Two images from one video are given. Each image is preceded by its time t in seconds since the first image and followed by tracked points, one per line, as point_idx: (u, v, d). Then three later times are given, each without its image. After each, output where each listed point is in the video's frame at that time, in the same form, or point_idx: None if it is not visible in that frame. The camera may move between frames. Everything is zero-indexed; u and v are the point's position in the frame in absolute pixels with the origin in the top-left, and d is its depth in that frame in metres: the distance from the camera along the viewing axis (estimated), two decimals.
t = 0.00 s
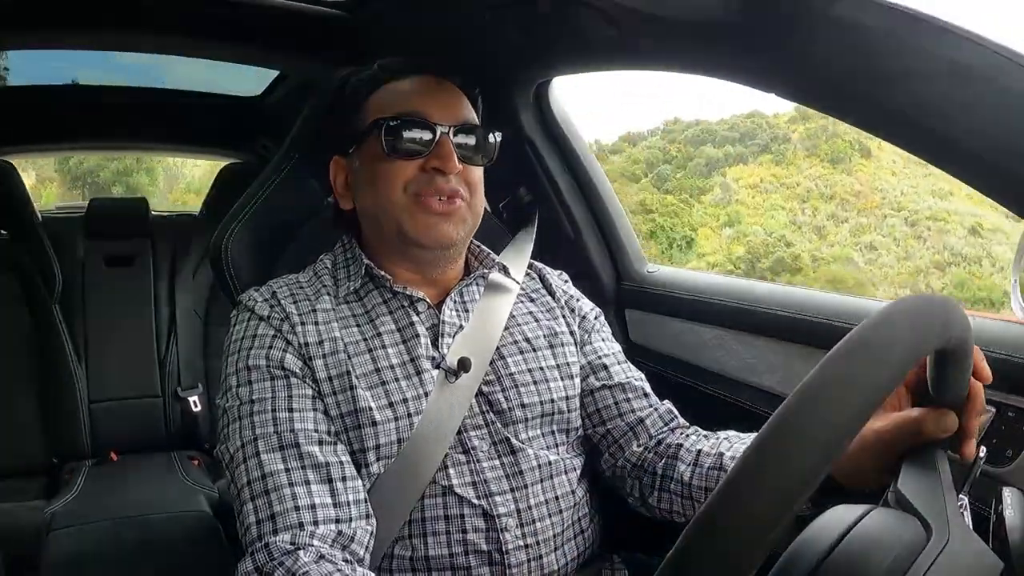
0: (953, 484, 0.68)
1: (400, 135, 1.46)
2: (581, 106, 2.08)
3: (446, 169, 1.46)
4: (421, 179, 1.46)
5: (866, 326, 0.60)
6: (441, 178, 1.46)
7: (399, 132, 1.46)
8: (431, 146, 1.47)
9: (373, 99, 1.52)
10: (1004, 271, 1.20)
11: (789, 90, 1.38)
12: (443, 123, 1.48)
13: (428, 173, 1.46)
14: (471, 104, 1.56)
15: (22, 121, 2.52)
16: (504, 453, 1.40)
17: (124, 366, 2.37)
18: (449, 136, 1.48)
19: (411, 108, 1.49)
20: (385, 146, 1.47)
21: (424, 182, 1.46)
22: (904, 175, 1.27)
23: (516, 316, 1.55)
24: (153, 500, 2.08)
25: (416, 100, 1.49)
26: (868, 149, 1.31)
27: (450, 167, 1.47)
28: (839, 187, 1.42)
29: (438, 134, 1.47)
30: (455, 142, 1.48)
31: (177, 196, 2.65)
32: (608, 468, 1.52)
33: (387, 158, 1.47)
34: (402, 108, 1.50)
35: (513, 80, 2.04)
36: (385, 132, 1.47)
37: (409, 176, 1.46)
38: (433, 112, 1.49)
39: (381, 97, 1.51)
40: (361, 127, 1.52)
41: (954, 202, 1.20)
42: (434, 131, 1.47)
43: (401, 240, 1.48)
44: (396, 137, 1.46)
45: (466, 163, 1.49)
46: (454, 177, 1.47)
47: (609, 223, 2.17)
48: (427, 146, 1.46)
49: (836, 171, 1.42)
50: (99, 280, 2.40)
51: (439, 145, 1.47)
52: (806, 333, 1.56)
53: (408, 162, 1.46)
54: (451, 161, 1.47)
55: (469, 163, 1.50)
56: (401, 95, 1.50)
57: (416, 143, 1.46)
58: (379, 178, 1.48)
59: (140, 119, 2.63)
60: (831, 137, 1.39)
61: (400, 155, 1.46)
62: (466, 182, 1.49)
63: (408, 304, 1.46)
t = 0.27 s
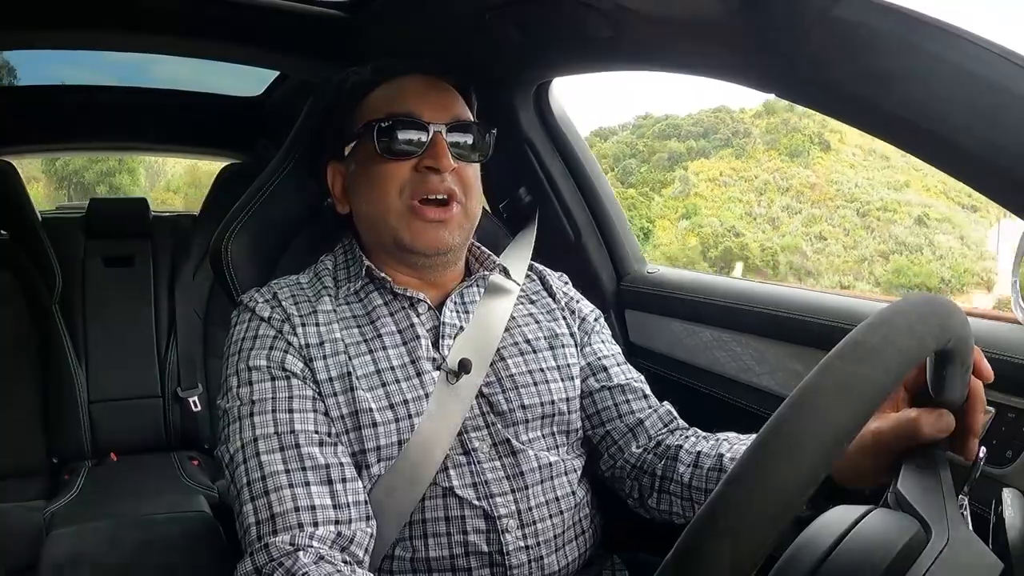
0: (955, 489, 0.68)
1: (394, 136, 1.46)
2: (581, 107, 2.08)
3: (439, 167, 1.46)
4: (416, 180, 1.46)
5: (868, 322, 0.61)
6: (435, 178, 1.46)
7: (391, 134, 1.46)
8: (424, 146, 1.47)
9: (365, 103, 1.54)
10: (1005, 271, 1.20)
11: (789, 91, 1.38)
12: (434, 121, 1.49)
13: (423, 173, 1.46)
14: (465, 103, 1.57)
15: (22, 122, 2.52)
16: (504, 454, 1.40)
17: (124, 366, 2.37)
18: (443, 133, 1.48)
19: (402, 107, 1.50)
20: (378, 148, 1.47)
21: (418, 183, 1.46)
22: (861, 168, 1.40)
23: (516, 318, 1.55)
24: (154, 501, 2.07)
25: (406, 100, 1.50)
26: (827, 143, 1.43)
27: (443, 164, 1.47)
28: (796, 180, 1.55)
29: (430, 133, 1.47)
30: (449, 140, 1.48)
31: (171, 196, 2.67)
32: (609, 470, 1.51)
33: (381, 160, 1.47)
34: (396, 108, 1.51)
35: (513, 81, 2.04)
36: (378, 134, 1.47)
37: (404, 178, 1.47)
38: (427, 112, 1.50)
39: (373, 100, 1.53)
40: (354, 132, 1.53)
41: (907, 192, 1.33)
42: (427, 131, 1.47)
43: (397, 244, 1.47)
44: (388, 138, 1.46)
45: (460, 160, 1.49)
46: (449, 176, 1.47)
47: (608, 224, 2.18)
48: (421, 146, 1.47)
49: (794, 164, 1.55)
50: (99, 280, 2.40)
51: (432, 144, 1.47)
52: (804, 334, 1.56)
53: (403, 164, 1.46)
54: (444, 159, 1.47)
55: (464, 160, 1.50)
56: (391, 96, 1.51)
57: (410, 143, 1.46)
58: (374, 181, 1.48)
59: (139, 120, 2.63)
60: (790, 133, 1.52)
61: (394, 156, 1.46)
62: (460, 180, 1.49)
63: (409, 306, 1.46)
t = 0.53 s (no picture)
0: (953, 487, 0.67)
1: (390, 137, 1.44)
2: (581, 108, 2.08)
3: (434, 170, 1.45)
4: (411, 184, 1.45)
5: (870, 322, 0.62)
6: (431, 183, 1.44)
7: (388, 136, 1.44)
8: (421, 148, 1.45)
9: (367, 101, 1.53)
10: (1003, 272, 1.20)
11: (789, 91, 1.38)
12: (432, 122, 1.48)
13: (418, 177, 1.45)
14: (468, 103, 1.57)
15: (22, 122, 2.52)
16: (507, 455, 1.39)
17: (124, 366, 2.37)
18: (439, 134, 1.46)
19: (400, 108, 1.49)
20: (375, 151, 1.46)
21: (413, 186, 1.45)
22: (820, 167, 1.50)
23: (518, 321, 1.55)
24: (153, 501, 2.08)
25: (405, 101, 1.49)
26: (787, 143, 1.53)
27: (437, 166, 1.45)
28: (775, 179, 1.60)
29: (427, 135, 1.45)
30: (445, 141, 1.46)
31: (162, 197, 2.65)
32: (611, 469, 1.51)
33: (376, 164, 1.46)
34: (395, 109, 1.49)
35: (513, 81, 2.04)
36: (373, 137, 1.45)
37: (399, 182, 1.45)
38: (424, 113, 1.49)
39: (375, 99, 1.52)
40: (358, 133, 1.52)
41: (904, 192, 1.33)
42: (422, 132, 1.45)
43: (394, 247, 1.48)
44: (385, 142, 1.44)
45: (458, 161, 1.48)
46: (445, 180, 1.45)
47: (608, 225, 2.18)
48: (417, 148, 1.45)
49: (753, 165, 1.64)
50: (99, 280, 2.40)
51: (428, 146, 1.46)
52: (809, 336, 1.58)
53: (398, 168, 1.45)
54: (439, 161, 1.45)
55: (462, 161, 1.49)
56: (391, 96, 1.50)
57: (406, 145, 1.45)
58: (370, 184, 1.48)
59: (139, 120, 2.64)
60: (750, 134, 1.61)
61: (390, 159, 1.45)
62: (460, 182, 1.48)
63: (413, 307, 1.46)
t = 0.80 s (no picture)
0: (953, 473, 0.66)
1: (411, 135, 1.45)
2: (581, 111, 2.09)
3: (455, 172, 1.45)
4: (431, 184, 1.45)
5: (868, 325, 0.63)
6: (450, 183, 1.45)
7: (410, 135, 1.44)
8: (443, 148, 1.45)
9: (383, 100, 1.53)
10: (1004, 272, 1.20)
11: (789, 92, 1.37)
12: (453, 125, 1.48)
13: (438, 177, 1.45)
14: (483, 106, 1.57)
15: (20, 121, 2.51)
16: (512, 457, 1.40)
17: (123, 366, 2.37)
18: (460, 136, 1.47)
19: (421, 108, 1.49)
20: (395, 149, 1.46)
21: (433, 187, 1.45)
22: (778, 169, 1.62)
23: (525, 323, 1.54)
24: (153, 501, 2.07)
25: (426, 100, 1.49)
26: (747, 146, 1.66)
27: (459, 170, 1.46)
28: (775, 181, 1.62)
29: (449, 135, 1.45)
30: (466, 143, 1.47)
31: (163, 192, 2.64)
32: (615, 465, 1.52)
33: (397, 162, 1.46)
34: (413, 108, 1.49)
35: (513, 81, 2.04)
36: (394, 135, 1.46)
37: (419, 181, 1.46)
38: (444, 113, 1.49)
39: (391, 98, 1.51)
40: (373, 130, 1.52)
41: (905, 192, 1.33)
42: (444, 131, 1.45)
43: (411, 243, 1.47)
44: (406, 140, 1.45)
45: (477, 164, 1.49)
46: (465, 180, 1.46)
47: (607, 225, 2.18)
48: (438, 148, 1.45)
49: (711, 167, 1.76)
50: (98, 280, 2.40)
51: (450, 147, 1.46)
52: (817, 335, 1.59)
53: (418, 167, 1.45)
54: (462, 164, 1.46)
55: (481, 165, 1.49)
56: (410, 95, 1.50)
57: (428, 144, 1.45)
58: (389, 182, 1.48)
59: (138, 119, 2.63)
60: (710, 137, 1.73)
61: (411, 157, 1.45)
62: (478, 186, 1.49)
63: (422, 308, 1.45)
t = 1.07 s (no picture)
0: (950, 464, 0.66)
1: (411, 136, 1.45)
2: (581, 112, 2.09)
3: (455, 174, 1.45)
4: (432, 186, 1.45)
5: (865, 323, 0.62)
6: (450, 186, 1.45)
7: (410, 136, 1.45)
8: (444, 150, 1.45)
9: (383, 101, 1.53)
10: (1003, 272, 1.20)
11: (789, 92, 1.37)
12: (454, 125, 1.48)
13: (438, 180, 1.45)
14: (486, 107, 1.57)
15: (20, 121, 2.51)
16: (514, 459, 1.40)
17: (123, 367, 2.37)
18: (460, 137, 1.47)
19: (422, 108, 1.49)
20: (396, 149, 1.46)
21: (433, 188, 1.45)
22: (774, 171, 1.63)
23: (526, 324, 1.54)
24: (153, 502, 2.07)
25: (427, 100, 1.49)
26: (705, 149, 1.79)
27: (459, 172, 1.46)
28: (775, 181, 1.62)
29: (449, 136, 1.45)
30: (467, 144, 1.47)
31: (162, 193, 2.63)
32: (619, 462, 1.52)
33: (398, 162, 1.46)
34: (414, 109, 1.49)
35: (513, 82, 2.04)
36: (395, 135, 1.46)
37: (418, 183, 1.46)
38: (446, 114, 1.48)
39: (393, 98, 1.51)
40: (373, 130, 1.52)
41: (904, 193, 1.33)
42: (444, 132, 1.45)
43: (411, 245, 1.47)
44: (408, 142, 1.45)
45: (477, 166, 1.48)
46: (465, 182, 1.46)
47: (608, 226, 2.18)
48: (439, 149, 1.45)
49: (702, 168, 1.81)
50: (99, 280, 2.40)
51: (450, 148, 1.46)
52: (813, 338, 1.58)
53: (418, 169, 1.45)
54: (462, 166, 1.46)
55: (481, 166, 1.49)
56: (412, 94, 1.50)
57: (428, 143, 1.45)
58: (390, 183, 1.48)
59: (137, 120, 2.63)
60: (664, 141, 1.86)
61: (412, 158, 1.45)
62: (478, 187, 1.49)
63: (423, 310, 1.45)
